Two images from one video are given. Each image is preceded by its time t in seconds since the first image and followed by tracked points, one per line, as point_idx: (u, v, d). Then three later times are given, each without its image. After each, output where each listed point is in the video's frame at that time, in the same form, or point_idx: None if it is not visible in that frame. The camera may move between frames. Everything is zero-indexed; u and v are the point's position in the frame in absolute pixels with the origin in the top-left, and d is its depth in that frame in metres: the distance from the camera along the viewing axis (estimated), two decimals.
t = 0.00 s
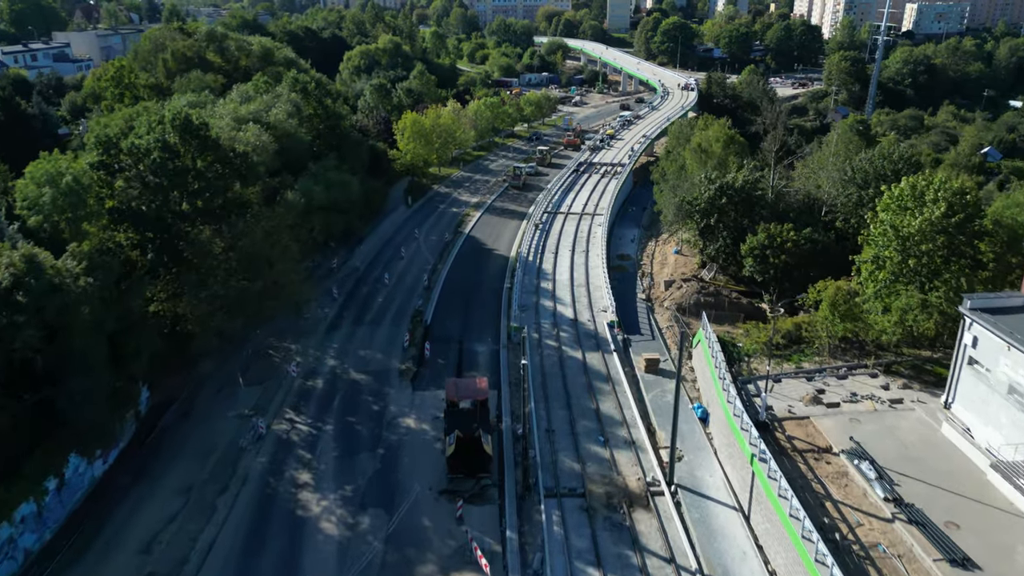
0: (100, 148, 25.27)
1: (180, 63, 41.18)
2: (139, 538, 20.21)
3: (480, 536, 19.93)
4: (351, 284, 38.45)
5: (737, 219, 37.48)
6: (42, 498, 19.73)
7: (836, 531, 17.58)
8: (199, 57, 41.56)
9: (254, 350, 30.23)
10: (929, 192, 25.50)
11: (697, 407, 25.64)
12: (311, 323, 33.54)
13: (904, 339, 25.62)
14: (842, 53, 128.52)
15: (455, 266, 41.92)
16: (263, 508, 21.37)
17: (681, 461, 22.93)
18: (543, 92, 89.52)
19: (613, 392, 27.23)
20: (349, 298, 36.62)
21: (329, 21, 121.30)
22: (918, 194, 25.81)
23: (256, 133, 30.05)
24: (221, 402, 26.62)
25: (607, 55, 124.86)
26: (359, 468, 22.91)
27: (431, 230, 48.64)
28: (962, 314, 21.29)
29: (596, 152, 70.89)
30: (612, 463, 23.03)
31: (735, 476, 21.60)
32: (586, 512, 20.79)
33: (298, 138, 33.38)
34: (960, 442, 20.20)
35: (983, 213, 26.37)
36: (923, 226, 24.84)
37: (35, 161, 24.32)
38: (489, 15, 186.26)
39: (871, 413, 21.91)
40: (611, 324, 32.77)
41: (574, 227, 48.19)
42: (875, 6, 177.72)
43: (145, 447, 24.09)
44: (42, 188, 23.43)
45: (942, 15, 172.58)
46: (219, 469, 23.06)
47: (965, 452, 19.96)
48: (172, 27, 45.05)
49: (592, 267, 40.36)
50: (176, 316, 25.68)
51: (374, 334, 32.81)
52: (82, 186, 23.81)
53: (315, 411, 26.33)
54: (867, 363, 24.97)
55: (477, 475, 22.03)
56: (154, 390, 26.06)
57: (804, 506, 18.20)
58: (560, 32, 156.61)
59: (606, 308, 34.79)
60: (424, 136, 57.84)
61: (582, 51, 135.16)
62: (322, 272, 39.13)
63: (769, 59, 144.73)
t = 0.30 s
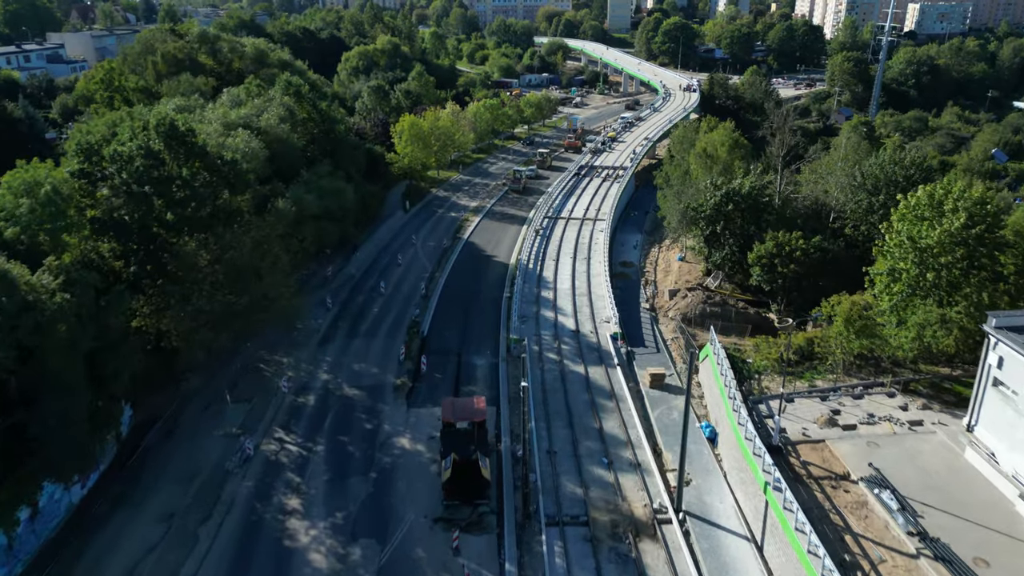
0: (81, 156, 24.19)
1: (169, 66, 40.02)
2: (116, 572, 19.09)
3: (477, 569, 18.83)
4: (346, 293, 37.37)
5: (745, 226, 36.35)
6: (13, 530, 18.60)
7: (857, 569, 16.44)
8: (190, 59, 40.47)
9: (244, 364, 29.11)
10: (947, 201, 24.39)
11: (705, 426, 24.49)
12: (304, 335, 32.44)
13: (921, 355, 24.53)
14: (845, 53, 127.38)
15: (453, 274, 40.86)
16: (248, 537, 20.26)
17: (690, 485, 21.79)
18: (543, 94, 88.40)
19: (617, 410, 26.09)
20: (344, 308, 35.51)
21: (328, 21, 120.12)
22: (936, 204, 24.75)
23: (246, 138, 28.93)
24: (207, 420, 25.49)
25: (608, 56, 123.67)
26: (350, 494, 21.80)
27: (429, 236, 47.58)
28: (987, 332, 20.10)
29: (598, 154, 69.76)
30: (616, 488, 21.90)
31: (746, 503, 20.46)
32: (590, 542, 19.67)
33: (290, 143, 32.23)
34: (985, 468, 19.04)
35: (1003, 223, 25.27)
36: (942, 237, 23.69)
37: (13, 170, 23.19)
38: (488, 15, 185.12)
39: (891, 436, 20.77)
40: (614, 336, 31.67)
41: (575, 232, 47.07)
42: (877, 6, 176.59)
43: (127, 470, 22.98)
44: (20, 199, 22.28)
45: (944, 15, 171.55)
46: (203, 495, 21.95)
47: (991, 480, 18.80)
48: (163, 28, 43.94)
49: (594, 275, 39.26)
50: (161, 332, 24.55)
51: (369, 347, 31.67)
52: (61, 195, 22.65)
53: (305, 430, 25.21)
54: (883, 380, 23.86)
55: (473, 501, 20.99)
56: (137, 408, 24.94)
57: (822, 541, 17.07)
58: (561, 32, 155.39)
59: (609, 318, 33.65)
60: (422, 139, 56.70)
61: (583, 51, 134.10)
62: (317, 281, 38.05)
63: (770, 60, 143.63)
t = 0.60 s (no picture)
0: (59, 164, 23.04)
1: (159, 68, 38.87)
2: None
3: None
4: (340, 303, 36.27)
5: (752, 233, 35.20)
6: None
7: None
8: (180, 61, 39.37)
9: (232, 379, 27.99)
10: (969, 212, 23.27)
11: (714, 447, 23.35)
12: (296, 348, 31.32)
13: (940, 372, 23.41)
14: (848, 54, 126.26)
15: (451, 282, 39.74)
16: (232, 569, 19.17)
17: (699, 512, 20.68)
18: (543, 95, 87.24)
19: (621, 429, 24.96)
20: (338, 319, 34.41)
21: (326, 21, 119.07)
22: (956, 214, 23.69)
23: (234, 145, 27.79)
24: (192, 440, 24.37)
25: (609, 56, 122.57)
26: (341, 522, 20.70)
27: (426, 242, 46.48)
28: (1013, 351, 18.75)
29: (599, 157, 68.59)
30: (621, 516, 20.78)
31: (759, 533, 19.35)
32: None
33: (281, 150, 31.03)
34: (1014, 497, 17.84)
35: None
36: (963, 250, 22.55)
37: None
38: (489, 15, 184.15)
39: (912, 461, 19.64)
40: (617, 349, 30.54)
41: (577, 238, 45.93)
42: (880, 6, 175.42)
43: (106, 495, 21.88)
44: None
45: (947, 15, 170.67)
46: (185, 522, 20.85)
47: (1021, 511, 17.59)
48: (154, 29, 42.79)
49: (596, 283, 38.14)
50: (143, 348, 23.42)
51: (363, 360, 30.56)
52: (37, 206, 21.45)
53: (295, 451, 24.12)
54: (901, 400, 22.73)
55: (471, 530, 19.91)
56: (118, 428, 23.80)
57: None
58: (562, 32, 154.33)
59: (612, 330, 32.53)
60: (420, 143, 55.59)
61: (584, 52, 133.07)
62: (310, 290, 36.94)
63: (773, 60, 142.56)
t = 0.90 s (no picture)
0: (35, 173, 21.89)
1: (148, 71, 37.65)
2: None
3: None
4: (334, 313, 35.14)
5: (760, 240, 34.01)
6: None
7: None
8: (170, 64, 38.20)
9: (220, 396, 26.84)
10: (991, 225, 22.21)
11: (723, 470, 22.20)
12: (287, 362, 30.17)
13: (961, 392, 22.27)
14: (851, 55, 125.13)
15: (449, 291, 38.62)
16: None
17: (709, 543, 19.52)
18: (543, 97, 86.03)
19: (626, 451, 23.84)
20: (331, 331, 33.30)
21: (324, 21, 117.94)
22: (977, 226, 22.61)
23: (222, 152, 26.61)
24: (176, 463, 23.22)
25: (610, 57, 121.46)
26: (330, 553, 19.60)
27: (424, 248, 45.38)
28: None
29: (600, 160, 67.47)
30: (626, 547, 19.64)
31: (773, 567, 18.22)
32: None
33: (272, 157, 29.84)
34: None
35: None
36: (986, 265, 21.44)
37: None
38: (488, 16, 183.11)
39: (936, 490, 18.47)
40: (621, 363, 29.39)
41: (578, 245, 44.82)
42: (882, 7, 174.20)
43: (83, 523, 20.73)
44: None
45: (949, 16, 169.81)
46: (166, 553, 19.71)
47: None
48: (144, 31, 41.58)
49: (598, 293, 37.01)
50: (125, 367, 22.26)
51: (356, 375, 29.44)
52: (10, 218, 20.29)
53: (284, 474, 23.00)
54: (921, 422, 21.59)
55: (468, 563, 18.74)
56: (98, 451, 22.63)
57: None
58: (562, 32, 153.19)
59: (615, 343, 31.41)
60: (418, 146, 54.45)
61: (584, 52, 131.96)
62: (303, 300, 35.81)
63: (774, 61, 141.40)
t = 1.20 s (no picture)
0: (7, 183, 20.71)
1: (136, 74, 36.46)
2: None
3: None
4: (328, 325, 34.04)
5: (768, 249, 32.82)
6: None
7: None
8: (160, 67, 37.12)
9: (206, 414, 25.70)
10: (1018, 238, 21.00)
11: (734, 495, 21.02)
12: (278, 377, 29.06)
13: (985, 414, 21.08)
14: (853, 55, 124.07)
15: (446, 301, 37.51)
16: None
17: None
18: (544, 98, 84.85)
19: (632, 474, 22.71)
20: (325, 343, 32.19)
21: (322, 22, 116.86)
22: (1001, 240, 21.42)
23: (209, 160, 25.48)
24: (159, 487, 22.10)
25: (611, 57, 120.41)
26: None
27: (422, 256, 44.29)
28: None
29: (601, 163, 66.32)
30: None
31: None
32: None
33: (262, 163, 28.64)
34: None
35: None
36: (1013, 280, 20.21)
37: None
38: (488, 16, 182.24)
39: (962, 523, 17.29)
40: (625, 378, 28.25)
41: (579, 251, 43.69)
42: (884, 7, 173.13)
43: (57, 555, 19.57)
44: None
45: (951, 16, 169.03)
46: None
47: None
48: (133, 33, 40.44)
49: (600, 302, 35.86)
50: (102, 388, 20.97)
51: (350, 390, 28.31)
52: None
53: (272, 499, 21.88)
54: (943, 446, 20.43)
55: None
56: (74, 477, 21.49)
57: None
58: (562, 33, 152.21)
59: (619, 356, 30.25)
60: (416, 150, 53.33)
61: (585, 53, 130.86)
62: (296, 310, 34.71)
63: (777, 61, 140.30)
